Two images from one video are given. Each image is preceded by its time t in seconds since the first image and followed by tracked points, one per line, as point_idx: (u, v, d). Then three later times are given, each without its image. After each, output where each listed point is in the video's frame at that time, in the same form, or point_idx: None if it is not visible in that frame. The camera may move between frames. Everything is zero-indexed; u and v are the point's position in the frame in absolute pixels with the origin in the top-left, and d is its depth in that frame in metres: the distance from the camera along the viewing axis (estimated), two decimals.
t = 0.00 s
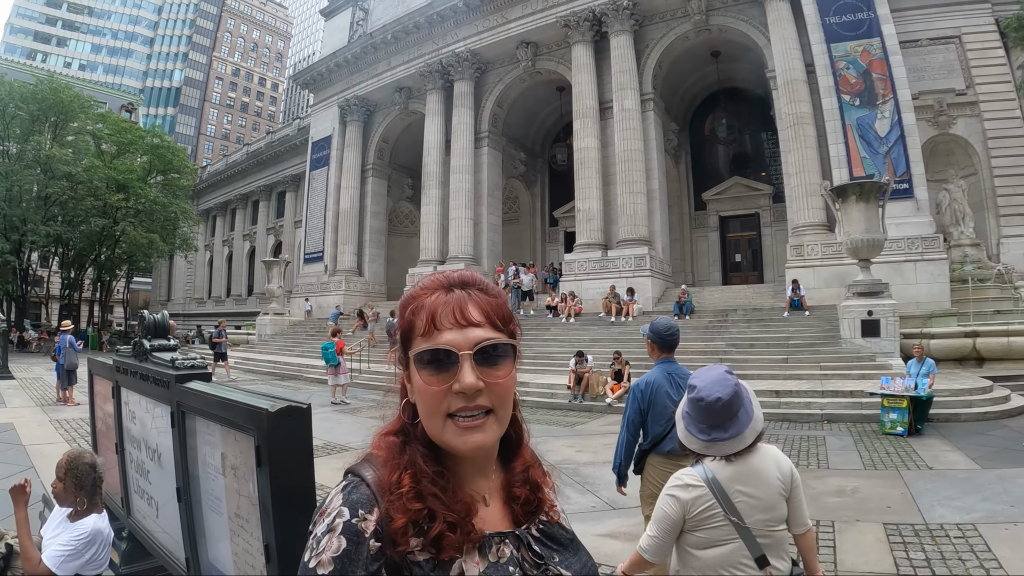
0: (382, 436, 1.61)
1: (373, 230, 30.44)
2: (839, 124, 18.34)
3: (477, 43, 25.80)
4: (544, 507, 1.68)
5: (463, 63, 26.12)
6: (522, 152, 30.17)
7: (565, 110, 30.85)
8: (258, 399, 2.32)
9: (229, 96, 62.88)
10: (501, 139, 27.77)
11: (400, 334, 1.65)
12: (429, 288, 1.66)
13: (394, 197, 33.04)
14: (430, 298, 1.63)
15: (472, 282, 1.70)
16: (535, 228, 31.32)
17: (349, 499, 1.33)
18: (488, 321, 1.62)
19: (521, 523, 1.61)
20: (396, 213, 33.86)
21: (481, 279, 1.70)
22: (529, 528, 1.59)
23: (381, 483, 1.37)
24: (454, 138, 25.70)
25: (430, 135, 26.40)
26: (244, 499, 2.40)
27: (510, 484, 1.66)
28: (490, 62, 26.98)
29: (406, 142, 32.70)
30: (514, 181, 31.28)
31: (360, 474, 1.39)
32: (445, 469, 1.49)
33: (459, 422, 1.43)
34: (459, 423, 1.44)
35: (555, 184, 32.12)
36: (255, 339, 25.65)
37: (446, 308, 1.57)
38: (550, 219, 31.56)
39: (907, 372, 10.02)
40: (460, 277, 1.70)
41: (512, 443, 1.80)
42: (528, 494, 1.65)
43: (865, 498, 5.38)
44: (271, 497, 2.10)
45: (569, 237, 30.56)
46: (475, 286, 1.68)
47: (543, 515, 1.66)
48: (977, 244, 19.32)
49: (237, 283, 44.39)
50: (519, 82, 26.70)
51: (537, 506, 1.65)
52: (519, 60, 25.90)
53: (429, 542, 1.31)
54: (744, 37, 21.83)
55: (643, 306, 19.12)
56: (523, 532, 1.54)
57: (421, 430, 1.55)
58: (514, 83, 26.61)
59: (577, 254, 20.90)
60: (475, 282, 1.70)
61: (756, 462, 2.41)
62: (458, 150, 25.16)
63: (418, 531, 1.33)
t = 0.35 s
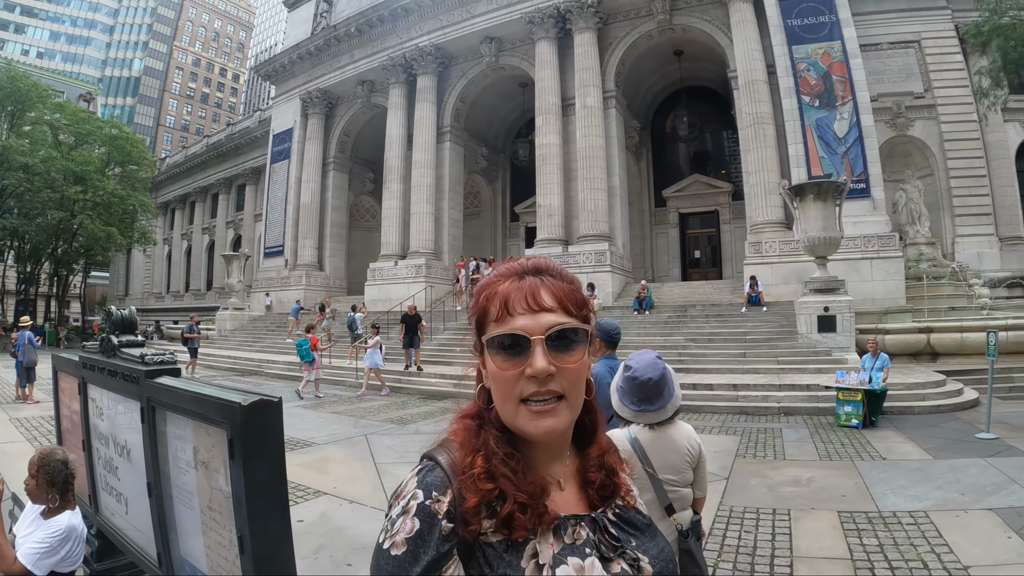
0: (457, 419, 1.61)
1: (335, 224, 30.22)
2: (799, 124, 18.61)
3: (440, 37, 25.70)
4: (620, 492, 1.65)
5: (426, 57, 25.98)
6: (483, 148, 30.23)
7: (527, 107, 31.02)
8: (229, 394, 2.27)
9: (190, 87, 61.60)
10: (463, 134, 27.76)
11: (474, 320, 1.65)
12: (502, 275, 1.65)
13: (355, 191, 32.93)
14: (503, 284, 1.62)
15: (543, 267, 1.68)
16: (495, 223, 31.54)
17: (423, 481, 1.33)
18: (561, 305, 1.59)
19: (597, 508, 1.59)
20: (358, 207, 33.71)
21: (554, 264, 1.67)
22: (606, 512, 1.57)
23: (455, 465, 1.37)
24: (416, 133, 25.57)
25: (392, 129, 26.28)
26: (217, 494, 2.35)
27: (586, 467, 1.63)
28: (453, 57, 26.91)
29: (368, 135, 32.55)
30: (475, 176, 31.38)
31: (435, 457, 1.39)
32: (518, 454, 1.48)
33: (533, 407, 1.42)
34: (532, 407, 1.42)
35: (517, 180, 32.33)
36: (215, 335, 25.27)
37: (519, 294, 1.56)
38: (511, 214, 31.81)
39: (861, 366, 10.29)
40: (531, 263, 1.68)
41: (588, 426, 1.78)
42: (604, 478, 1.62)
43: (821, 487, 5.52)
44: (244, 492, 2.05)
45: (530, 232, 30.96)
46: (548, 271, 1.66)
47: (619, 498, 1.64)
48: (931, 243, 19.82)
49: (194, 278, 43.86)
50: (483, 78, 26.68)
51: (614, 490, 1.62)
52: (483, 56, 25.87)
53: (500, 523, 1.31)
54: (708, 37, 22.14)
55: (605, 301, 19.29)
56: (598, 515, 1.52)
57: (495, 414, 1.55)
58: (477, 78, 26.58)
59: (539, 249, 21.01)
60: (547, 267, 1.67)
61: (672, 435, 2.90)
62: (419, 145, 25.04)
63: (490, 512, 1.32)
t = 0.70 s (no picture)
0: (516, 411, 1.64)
1: (286, 217, 29.81)
2: (751, 125, 18.95)
3: (396, 29, 25.51)
4: (676, 493, 1.67)
5: (382, 49, 25.80)
6: (437, 142, 30.23)
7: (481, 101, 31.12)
8: (192, 390, 2.18)
9: (141, 74, 59.80)
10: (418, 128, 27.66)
11: (535, 317, 1.66)
12: (565, 270, 1.64)
13: (307, 183, 32.72)
14: (567, 280, 1.61)
15: (604, 265, 1.66)
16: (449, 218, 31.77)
17: (480, 469, 1.36)
18: (624, 305, 1.58)
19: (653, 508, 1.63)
20: (309, 200, 33.43)
21: (618, 262, 1.66)
22: (659, 512, 1.61)
23: (512, 456, 1.40)
24: (371, 126, 25.33)
25: (346, 122, 26.02)
26: (181, 493, 2.25)
27: (643, 467, 1.67)
28: (409, 50, 26.72)
29: (321, 128, 32.22)
30: (429, 170, 31.46)
31: (493, 448, 1.43)
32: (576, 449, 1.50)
33: (594, 408, 1.43)
34: (594, 409, 1.44)
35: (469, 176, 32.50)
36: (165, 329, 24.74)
37: (582, 293, 1.56)
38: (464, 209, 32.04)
39: (809, 361, 10.62)
40: (594, 259, 1.66)
41: (647, 425, 1.80)
42: (661, 479, 1.65)
43: (771, 478, 5.67)
44: (211, 489, 2.00)
45: (483, 227, 31.18)
46: (614, 268, 1.64)
47: (673, 500, 1.67)
48: (879, 243, 20.26)
49: (144, 272, 42.88)
50: (439, 72, 26.65)
51: (670, 491, 1.65)
52: (439, 49, 25.87)
53: (556, 515, 1.35)
54: (664, 37, 22.48)
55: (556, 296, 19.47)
56: (653, 516, 1.56)
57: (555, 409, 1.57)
58: (433, 71, 26.52)
59: (490, 244, 21.09)
60: (611, 265, 1.66)
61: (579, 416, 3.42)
62: (374, 138, 24.87)
63: (546, 504, 1.36)
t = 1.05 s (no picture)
0: (531, 404, 1.65)
1: (231, 212, 29.09)
2: (696, 127, 19.44)
3: (348, 24, 25.31)
4: (689, 484, 1.73)
5: (331, 43, 25.47)
6: (384, 138, 30.02)
7: (431, 98, 31.10)
8: (157, 379, 1.91)
9: (84, 62, 57.50)
10: (366, 123, 27.39)
11: (558, 323, 1.59)
12: (594, 275, 1.55)
13: (253, 177, 32.02)
14: (597, 289, 1.51)
15: (638, 266, 1.56)
16: (394, 214, 31.46)
17: (495, 464, 1.38)
18: (656, 326, 1.52)
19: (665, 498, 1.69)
20: (254, 194, 32.71)
21: (651, 273, 1.57)
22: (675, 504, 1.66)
23: (528, 454, 1.41)
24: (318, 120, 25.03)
25: (292, 116, 25.54)
26: (148, 489, 1.98)
27: (655, 458, 1.72)
28: (360, 45, 26.57)
29: (268, 120, 31.56)
30: (375, 166, 31.16)
31: (509, 444, 1.43)
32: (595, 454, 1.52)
33: (620, 428, 1.44)
34: (619, 428, 1.44)
35: (415, 173, 32.45)
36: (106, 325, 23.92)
37: (617, 314, 1.47)
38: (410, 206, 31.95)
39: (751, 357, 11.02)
40: (625, 258, 1.55)
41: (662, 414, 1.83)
42: (675, 469, 1.71)
43: (716, 468, 5.88)
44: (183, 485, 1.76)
45: (429, 225, 31.27)
46: (647, 282, 1.56)
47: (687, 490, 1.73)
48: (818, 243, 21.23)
49: (83, 267, 41.26)
50: (388, 67, 26.51)
51: (684, 480, 1.71)
52: (389, 45, 25.76)
53: (573, 512, 1.37)
54: (613, 39, 22.86)
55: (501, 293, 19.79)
56: (666, 508, 1.60)
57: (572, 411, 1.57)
58: (382, 67, 26.38)
59: (436, 241, 21.11)
60: (646, 268, 1.57)
61: (490, 389, 3.94)
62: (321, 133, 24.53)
63: (562, 499, 1.38)
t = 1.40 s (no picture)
0: (533, 402, 1.63)
1: (158, 208, 27.86)
2: (627, 134, 20.06)
3: (283, 18, 24.67)
4: (689, 469, 1.77)
5: (266, 38, 24.80)
6: (316, 136, 29.58)
7: (364, 97, 30.75)
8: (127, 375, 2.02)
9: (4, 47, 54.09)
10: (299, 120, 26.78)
11: (561, 316, 1.56)
12: (601, 269, 1.53)
13: (181, 173, 30.79)
14: (602, 283, 1.49)
15: (643, 258, 1.55)
16: (324, 213, 30.90)
17: (500, 470, 1.34)
18: (663, 319, 1.51)
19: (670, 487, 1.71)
20: (181, 190, 31.52)
21: (658, 266, 1.57)
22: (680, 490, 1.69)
23: (533, 454, 1.38)
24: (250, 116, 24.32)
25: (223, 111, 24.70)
26: (113, 482, 2.09)
27: (656, 449, 1.73)
28: (295, 41, 26.00)
29: (200, 115, 30.34)
30: (306, 164, 30.59)
31: (513, 447, 1.40)
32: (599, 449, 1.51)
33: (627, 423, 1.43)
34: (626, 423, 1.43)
35: (348, 172, 32.11)
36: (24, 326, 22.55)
37: (625, 306, 1.45)
38: (340, 206, 31.42)
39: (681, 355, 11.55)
40: (633, 253, 1.53)
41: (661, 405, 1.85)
42: (675, 457, 1.73)
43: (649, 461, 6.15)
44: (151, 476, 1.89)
45: (359, 225, 30.86)
46: (654, 275, 1.55)
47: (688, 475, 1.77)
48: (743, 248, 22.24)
49: None
50: (324, 64, 26.08)
51: (686, 467, 1.74)
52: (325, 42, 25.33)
53: (582, 510, 1.37)
54: (548, 44, 23.31)
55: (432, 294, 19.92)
56: (675, 496, 1.63)
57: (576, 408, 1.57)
58: (318, 64, 25.93)
59: (368, 242, 20.99)
60: (652, 259, 1.56)
61: (409, 382, 4.05)
62: (253, 129, 23.88)
63: (571, 499, 1.37)
